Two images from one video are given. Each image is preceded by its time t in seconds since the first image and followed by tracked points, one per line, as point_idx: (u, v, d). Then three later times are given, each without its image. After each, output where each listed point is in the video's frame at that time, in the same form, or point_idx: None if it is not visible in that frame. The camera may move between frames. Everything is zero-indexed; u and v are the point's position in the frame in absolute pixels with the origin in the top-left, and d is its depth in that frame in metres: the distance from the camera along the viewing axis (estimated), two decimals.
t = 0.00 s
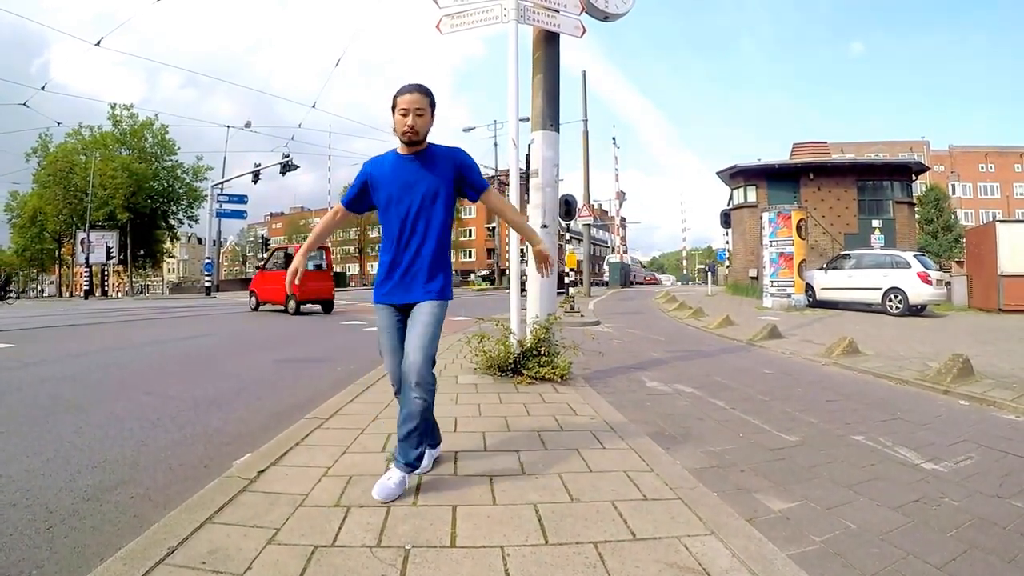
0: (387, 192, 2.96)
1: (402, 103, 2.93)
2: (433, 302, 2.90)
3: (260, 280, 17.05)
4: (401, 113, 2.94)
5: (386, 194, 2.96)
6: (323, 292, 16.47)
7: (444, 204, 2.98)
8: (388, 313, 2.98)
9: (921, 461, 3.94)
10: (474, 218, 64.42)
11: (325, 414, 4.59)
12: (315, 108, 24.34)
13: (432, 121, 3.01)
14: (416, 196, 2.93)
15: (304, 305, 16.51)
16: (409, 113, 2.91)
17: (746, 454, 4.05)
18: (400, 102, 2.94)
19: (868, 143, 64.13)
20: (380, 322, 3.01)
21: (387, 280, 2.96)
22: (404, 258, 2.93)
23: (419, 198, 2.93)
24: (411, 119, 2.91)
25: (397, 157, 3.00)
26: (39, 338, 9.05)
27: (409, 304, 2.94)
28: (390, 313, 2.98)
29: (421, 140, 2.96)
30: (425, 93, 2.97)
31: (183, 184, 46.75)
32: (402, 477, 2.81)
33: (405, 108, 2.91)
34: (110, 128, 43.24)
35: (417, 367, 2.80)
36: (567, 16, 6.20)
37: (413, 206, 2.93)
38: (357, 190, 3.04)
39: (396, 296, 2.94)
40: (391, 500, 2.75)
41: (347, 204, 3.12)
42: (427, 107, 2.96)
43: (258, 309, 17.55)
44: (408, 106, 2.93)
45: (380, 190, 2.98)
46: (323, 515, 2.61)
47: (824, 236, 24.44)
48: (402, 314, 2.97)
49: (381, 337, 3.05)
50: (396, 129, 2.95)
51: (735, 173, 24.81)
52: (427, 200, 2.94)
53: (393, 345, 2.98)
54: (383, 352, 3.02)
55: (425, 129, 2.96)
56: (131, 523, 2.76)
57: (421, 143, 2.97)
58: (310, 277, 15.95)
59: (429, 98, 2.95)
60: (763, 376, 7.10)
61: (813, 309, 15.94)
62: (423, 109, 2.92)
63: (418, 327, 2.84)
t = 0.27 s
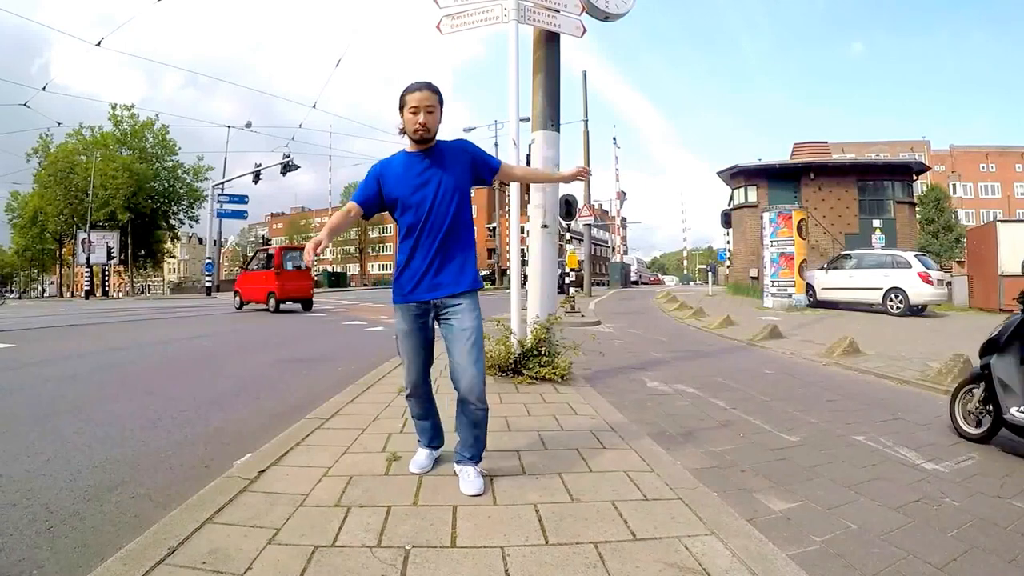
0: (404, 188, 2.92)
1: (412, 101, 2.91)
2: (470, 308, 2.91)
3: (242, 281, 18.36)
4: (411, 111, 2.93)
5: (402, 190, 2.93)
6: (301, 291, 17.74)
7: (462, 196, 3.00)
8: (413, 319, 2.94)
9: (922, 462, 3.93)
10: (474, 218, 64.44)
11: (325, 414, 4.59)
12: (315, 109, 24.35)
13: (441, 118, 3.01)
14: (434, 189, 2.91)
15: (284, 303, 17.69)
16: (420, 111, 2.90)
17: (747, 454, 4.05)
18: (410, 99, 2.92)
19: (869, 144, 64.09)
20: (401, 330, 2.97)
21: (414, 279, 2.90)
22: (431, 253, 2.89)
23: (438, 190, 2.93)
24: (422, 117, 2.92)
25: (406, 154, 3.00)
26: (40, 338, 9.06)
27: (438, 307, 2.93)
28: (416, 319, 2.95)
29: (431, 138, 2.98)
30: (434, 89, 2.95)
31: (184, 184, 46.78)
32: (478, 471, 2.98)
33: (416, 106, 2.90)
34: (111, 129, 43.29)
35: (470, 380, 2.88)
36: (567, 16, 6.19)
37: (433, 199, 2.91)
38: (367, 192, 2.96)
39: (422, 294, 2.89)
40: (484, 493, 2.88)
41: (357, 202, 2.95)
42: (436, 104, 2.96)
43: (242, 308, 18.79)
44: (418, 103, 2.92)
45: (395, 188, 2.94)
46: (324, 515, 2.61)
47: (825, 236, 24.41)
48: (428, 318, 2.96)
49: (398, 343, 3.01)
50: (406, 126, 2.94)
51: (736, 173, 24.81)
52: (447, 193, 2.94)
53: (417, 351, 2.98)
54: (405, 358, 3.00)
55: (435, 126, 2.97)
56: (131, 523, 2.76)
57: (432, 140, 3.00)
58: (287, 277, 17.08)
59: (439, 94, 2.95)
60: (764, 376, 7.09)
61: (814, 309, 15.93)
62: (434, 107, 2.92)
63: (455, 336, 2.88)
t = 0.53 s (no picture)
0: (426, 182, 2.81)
1: (430, 99, 2.83)
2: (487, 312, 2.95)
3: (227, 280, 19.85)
4: (428, 108, 2.85)
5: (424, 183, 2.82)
6: (280, 290, 19.14)
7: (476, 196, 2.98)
8: (443, 324, 2.80)
9: (923, 462, 3.93)
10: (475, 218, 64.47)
11: (325, 414, 4.59)
12: (316, 109, 24.38)
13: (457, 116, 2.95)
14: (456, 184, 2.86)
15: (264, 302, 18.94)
16: (439, 109, 2.83)
17: (747, 454, 4.04)
18: (428, 97, 2.84)
19: (869, 144, 64.08)
20: (431, 335, 2.78)
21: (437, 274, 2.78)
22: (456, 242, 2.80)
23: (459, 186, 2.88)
24: (440, 115, 2.84)
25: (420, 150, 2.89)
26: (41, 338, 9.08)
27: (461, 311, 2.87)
28: (446, 322, 2.81)
29: (448, 136, 2.90)
30: (451, 86, 2.88)
31: (184, 184, 46.82)
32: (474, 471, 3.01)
33: (434, 103, 2.82)
34: (112, 129, 43.34)
35: (482, 379, 2.93)
36: (567, 16, 6.19)
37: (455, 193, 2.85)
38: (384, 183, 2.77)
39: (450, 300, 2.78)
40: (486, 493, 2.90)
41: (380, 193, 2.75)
42: (453, 102, 2.89)
43: (224, 306, 19.99)
44: (435, 100, 2.84)
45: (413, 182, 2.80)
46: (324, 515, 2.60)
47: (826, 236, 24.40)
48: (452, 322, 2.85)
49: (427, 351, 2.79)
50: (424, 124, 2.85)
51: (736, 173, 24.82)
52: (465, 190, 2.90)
53: (447, 358, 2.83)
54: (428, 365, 2.80)
55: (453, 124, 2.90)
56: (132, 523, 2.76)
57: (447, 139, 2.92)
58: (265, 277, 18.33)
59: (456, 92, 2.88)
60: (764, 376, 7.09)
61: (815, 309, 15.92)
62: (452, 104, 2.85)
63: (478, 341, 2.90)
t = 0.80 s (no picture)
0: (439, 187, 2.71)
1: (445, 101, 2.70)
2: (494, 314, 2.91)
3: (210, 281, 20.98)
4: (442, 111, 2.72)
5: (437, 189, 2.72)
6: (259, 290, 20.24)
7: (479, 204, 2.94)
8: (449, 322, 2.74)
9: (924, 462, 3.93)
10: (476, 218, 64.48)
11: (326, 414, 4.59)
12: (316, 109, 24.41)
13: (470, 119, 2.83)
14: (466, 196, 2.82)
15: (244, 301, 20.04)
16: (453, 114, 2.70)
17: (748, 454, 4.04)
18: (442, 99, 2.71)
19: (870, 144, 64.04)
20: (440, 334, 2.71)
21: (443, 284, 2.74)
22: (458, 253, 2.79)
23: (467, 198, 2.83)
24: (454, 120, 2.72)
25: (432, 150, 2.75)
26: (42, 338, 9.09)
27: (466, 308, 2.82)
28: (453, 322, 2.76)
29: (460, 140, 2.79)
30: (468, 90, 2.74)
31: (185, 184, 46.84)
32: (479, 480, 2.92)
33: (450, 107, 2.70)
34: (112, 129, 43.38)
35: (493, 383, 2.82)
36: (568, 16, 6.19)
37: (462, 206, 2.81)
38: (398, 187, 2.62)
39: (456, 300, 2.75)
40: (500, 501, 2.80)
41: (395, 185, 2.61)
42: (468, 108, 2.77)
43: (208, 305, 21.07)
44: (451, 105, 2.71)
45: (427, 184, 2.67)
46: (324, 515, 2.61)
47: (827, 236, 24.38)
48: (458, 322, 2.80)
49: (436, 353, 2.71)
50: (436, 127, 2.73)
51: (736, 173, 24.83)
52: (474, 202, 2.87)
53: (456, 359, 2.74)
54: (440, 370, 2.71)
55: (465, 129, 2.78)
56: (132, 523, 2.77)
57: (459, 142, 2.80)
58: (245, 277, 19.50)
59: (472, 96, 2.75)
60: (765, 376, 7.08)
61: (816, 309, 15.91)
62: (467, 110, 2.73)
63: (483, 340, 2.82)
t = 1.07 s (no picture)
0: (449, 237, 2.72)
1: (460, 127, 2.68)
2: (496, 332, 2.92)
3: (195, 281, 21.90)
4: (457, 137, 2.70)
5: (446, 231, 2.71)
6: (240, 289, 21.12)
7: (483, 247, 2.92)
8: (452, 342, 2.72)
9: (925, 462, 3.92)
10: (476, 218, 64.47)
11: (327, 414, 4.60)
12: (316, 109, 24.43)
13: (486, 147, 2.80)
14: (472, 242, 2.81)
15: (226, 301, 20.94)
16: (468, 139, 2.68)
17: (749, 454, 4.05)
18: (457, 125, 2.70)
19: (870, 144, 63.99)
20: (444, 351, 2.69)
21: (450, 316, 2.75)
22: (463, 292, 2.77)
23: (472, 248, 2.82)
24: (469, 146, 2.69)
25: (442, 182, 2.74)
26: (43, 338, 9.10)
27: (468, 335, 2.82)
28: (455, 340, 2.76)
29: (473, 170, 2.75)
30: (484, 115, 2.73)
31: (185, 184, 46.84)
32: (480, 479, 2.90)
33: (465, 133, 2.68)
34: (113, 129, 43.40)
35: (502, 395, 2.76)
36: (568, 17, 6.19)
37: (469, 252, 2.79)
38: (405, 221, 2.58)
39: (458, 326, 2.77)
40: (500, 501, 2.80)
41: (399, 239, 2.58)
42: (484, 134, 2.75)
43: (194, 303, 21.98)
44: (466, 131, 2.69)
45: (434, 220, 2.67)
46: (324, 515, 2.61)
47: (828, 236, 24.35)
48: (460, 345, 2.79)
49: (442, 369, 2.68)
50: (451, 155, 2.70)
51: (737, 173, 24.84)
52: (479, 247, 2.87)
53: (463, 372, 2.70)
54: (447, 384, 2.68)
55: (481, 156, 2.75)
56: (133, 522, 2.77)
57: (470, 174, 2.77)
58: (225, 277, 20.42)
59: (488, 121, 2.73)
60: (766, 376, 7.08)
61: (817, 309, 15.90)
62: (483, 135, 2.70)
63: (489, 355, 2.82)
